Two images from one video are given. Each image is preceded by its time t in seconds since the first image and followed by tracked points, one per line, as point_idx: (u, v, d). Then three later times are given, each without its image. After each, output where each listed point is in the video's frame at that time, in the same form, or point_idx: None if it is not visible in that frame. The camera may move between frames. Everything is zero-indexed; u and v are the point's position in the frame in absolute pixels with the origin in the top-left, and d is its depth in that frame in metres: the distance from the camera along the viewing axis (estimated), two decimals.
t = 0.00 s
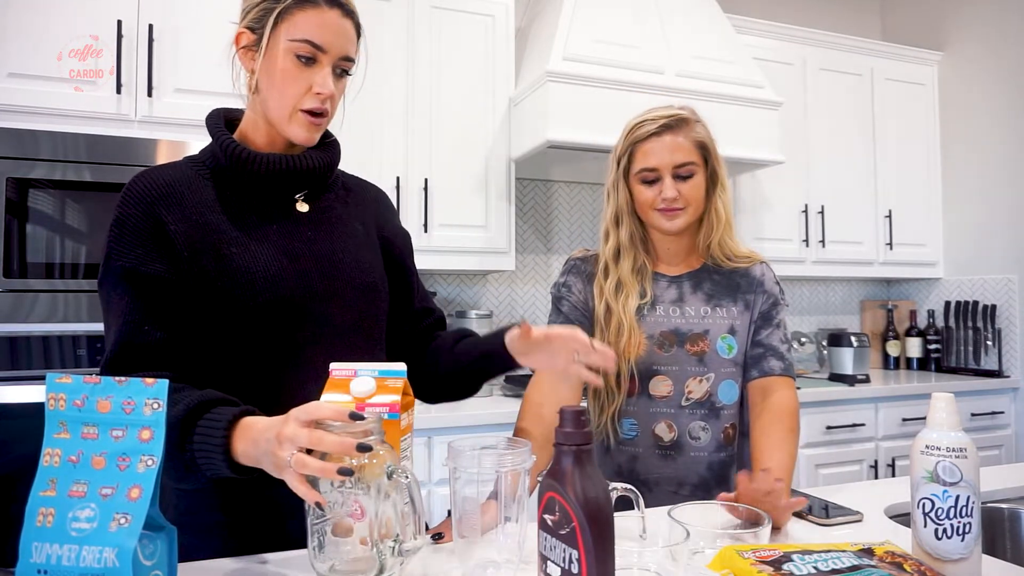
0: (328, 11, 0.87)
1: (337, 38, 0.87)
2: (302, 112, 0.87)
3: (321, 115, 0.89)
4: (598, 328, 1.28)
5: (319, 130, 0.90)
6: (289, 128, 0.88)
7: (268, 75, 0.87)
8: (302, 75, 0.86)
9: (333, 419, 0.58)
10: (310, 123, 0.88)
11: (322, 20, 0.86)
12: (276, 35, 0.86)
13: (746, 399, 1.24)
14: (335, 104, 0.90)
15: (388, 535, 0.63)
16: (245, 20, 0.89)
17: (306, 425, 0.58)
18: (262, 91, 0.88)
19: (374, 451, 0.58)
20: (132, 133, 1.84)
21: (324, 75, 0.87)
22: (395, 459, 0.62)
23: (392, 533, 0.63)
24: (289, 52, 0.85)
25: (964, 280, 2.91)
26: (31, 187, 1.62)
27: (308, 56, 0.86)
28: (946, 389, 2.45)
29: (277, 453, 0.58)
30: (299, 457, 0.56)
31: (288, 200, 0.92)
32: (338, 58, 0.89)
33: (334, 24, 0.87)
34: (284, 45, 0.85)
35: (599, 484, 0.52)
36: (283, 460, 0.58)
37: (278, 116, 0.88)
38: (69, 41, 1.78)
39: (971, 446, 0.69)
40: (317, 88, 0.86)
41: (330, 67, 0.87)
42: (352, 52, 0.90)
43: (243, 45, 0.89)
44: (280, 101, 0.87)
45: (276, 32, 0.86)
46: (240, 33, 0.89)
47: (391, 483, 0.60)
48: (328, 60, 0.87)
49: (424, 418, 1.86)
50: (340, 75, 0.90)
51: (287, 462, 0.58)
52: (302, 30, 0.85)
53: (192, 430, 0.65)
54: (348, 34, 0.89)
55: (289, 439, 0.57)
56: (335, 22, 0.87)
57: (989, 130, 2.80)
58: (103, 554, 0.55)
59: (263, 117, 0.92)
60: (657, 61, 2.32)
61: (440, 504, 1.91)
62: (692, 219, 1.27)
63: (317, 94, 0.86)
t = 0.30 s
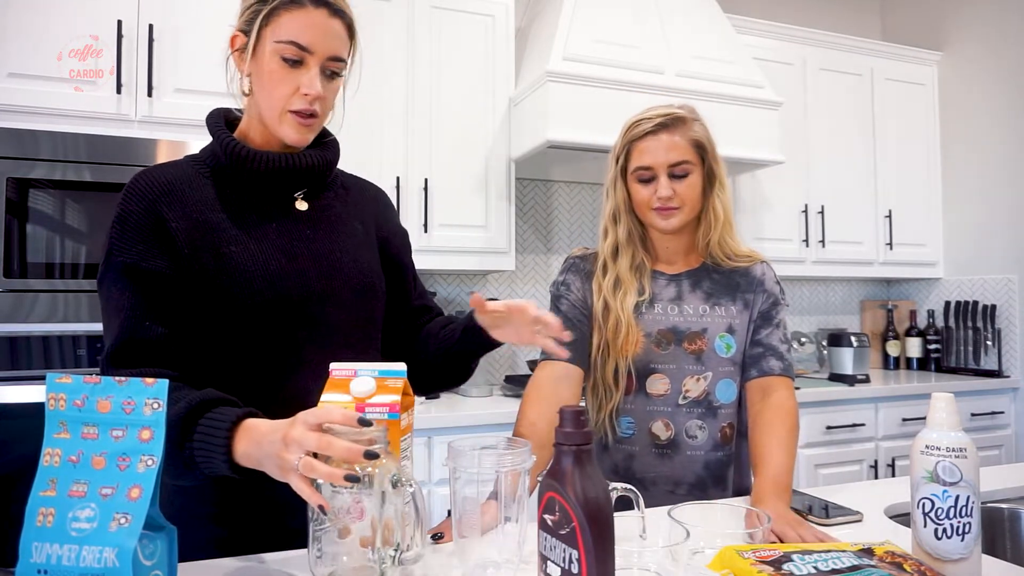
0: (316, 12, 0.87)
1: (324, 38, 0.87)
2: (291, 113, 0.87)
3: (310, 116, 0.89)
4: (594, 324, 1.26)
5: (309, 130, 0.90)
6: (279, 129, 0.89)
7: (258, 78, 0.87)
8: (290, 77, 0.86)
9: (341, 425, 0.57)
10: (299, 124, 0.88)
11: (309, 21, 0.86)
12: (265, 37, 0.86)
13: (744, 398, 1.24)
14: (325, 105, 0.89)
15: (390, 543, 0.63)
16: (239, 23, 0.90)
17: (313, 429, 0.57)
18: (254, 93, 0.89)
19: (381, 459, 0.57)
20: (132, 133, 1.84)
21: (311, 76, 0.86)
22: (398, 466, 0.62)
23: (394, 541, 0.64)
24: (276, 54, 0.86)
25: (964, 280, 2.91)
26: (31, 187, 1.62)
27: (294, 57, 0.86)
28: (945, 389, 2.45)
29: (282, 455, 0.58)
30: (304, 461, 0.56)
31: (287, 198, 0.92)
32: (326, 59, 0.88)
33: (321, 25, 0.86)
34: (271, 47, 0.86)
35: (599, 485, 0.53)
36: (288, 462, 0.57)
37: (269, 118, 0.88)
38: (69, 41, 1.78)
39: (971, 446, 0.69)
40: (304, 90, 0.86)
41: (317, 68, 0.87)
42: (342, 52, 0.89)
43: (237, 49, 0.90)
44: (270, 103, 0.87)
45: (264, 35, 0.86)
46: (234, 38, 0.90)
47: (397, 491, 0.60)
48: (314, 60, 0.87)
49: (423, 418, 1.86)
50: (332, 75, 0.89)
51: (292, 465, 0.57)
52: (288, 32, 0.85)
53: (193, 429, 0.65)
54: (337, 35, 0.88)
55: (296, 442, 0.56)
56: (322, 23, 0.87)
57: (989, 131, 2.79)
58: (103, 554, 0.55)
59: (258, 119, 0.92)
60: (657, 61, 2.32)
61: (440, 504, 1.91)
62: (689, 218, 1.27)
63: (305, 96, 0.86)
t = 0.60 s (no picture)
0: (281, 9, 0.88)
1: (290, 33, 0.88)
2: (262, 110, 0.89)
3: (281, 113, 0.90)
4: (592, 320, 1.27)
5: (282, 127, 0.91)
6: (253, 128, 0.90)
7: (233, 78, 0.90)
8: (258, 74, 0.88)
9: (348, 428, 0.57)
10: (271, 121, 0.90)
11: (272, 17, 0.88)
12: (236, 38, 0.90)
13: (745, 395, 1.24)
14: (296, 100, 0.90)
15: (393, 549, 0.63)
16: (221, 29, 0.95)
17: (321, 432, 0.57)
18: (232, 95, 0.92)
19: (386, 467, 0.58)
20: (132, 133, 1.84)
21: (277, 71, 0.88)
22: (403, 471, 0.62)
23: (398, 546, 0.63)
24: (246, 52, 0.89)
25: (964, 280, 2.91)
26: (31, 187, 1.62)
27: (261, 54, 0.88)
28: (945, 389, 2.45)
29: (287, 458, 0.58)
30: (314, 463, 0.56)
31: (280, 198, 0.92)
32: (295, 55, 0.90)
33: (283, 19, 0.88)
34: (240, 47, 0.89)
35: (599, 484, 0.53)
36: (294, 465, 0.57)
37: (244, 117, 0.91)
38: (69, 41, 1.78)
39: (971, 445, 0.69)
40: (271, 86, 0.88)
41: (284, 63, 0.89)
42: (313, 47, 0.90)
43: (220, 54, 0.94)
44: (242, 102, 0.90)
45: (235, 36, 0.89)
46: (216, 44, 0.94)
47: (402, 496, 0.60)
48: (279, 55, 0.88)
49: (423, 418, 1.86)
50: (303, 71, 0.90)
51: (299, 468, 0.57)
52: (253, 29, 0.88)
53: (195, 429, 0.65)
54: (304, 29, 0.90)
55: (303, 445, 0.56)
56: (288, 18, 0.88)
57: (989, 131, 2.79)
58: (103, 554, 0.55)
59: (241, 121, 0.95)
60: (657, 61, 2.32)
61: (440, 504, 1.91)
62: (684, 215, 1.27)
63: (273, 92, 0.88)
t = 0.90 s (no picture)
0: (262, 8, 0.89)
1: (272, 32, 0.89)
2: (249, 110, 0.89)
3: (268, 111, 0.90)
4: (592, 320, 1.27)
5: (270, 126, 0.91)
6: (242, 129, 0.91)
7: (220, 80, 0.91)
8: (243, 73, 0.88)
9: (354, 431, 0.57)
10: (259, 120, 0.90)
11: (252, 16, 0.88)
12: (220, 40, 0.91)
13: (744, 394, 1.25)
14: (283, 98, 0.90)
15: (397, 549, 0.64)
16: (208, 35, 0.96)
17: (324, 435, 0.57)
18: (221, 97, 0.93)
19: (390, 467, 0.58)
20: (132, 133, 1.84)
21: (261, 69, 0.88)
22: (407, 474, 0.62)
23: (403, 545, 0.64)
24: (230, 53, 0.89)
25: (964, 280, 2.91)
26: (31, 187, 1.62)
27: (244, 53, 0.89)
28: (945, 389, 2.45)
29: (289, 460, 0.57)
30: (315, 465, 0.55)
31: (273, 202, 0.92)
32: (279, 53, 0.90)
33: (264, 18, 0.89)
34: (225, 48, 0.89)
35: (599, 484, 0.53)
36: (296, 466, 0.57)
37: (232, 118, 0.91)
38: (69, 41, 1.78)
39: (971, 446, 0.69)
40: (257, 84, 0.88)
41: (268, 61, 0.89)
42: (297, 44, 0.91)
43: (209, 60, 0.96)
44: (229, 103, 0.90)
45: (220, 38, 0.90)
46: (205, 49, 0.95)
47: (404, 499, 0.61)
48: (262, 54, 0.89)
49: (423, 418, 1.86)
50: (288, 68, 0.91)
51: (301, 470, 0.57)
52: (236, 29, 0.88)
53: (197, 430, 0.65)
54: (287, 27, 0.90)
55: (305, 446, 0.56)
56: (270, 17, 0.89)
57: (989, 131, 2.79)
58: (103, 554, 0.55)
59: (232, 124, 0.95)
60: (657, 61, 2.32)
61: (440, 504, 1.91)
62: (681, 215, 1.27)
63: (258, 91, 0.88)
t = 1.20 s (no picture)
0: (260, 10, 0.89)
1: (271, 34, 0.89)
2: (249, 111, 0.89)
3: (268, 113, 0.90)
4: (592, 321, 1.26)
5: (270, 127, 0.91)
6: (241, 129, 0.91)
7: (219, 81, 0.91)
8: (242, 74, 0.89)
9: (351, 438, 0.56)
10: (259, 121, 0.90)
11: (251, 17, 0.88)
12: (219, 42, 0.91)
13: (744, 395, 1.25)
14: (282, 99, 0.90)
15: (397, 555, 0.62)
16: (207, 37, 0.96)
17: (323, 441, 0.57)
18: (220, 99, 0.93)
19: (390, 474, 0.57)
20: (132, 133, 1.84)
21: (261, 70, 0.88)
22: (406, 480, 0.61)
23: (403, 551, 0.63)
24: (229, 54, 0.90)
25: (964, 279, 2.91)
26: (32, 187, 1.62)
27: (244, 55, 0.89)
28: (945, 389, 2.45)
29: (288, 466, 0.58)
30: (314, 473, 0.55)
31: (269, 204, 0.92)
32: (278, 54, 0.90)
33: (263, 19, 0.89)
34: (224, 50, 0.90)
35: (599, 484, 0.52)
36: (295, 473, 0.57)
37: (232, 120, 0.91)
38: (69, 41, 1.78)
39: (971, 446, 0.69)
40: (256, 85, 0.88)
41: (267, 62, 0.89)
42: (296, 45, 0.91)
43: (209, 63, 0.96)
44: (229, 105, 0.90)
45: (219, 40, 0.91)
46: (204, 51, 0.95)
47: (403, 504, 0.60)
48: (261, 55, 0.89)
49: (424, 418, 1.86)
50: (287, 70, 0.91)
51: (301, 477, 0.57)
52: (234, 31, 0.89)
53: (196, 429, 0.65)
54: (285, 28, 0.90)
55: (304, 453, 0.56)
56: (269, 19, 0.89)
57: (989, 131, 2.79)
58: (103, 554, 0.55)
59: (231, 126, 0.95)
60: (657, 61, 2.32)
61: (440, 504, 1.91)
62: (681, 215, 1.27)
63: (258, 92, 0.88)
